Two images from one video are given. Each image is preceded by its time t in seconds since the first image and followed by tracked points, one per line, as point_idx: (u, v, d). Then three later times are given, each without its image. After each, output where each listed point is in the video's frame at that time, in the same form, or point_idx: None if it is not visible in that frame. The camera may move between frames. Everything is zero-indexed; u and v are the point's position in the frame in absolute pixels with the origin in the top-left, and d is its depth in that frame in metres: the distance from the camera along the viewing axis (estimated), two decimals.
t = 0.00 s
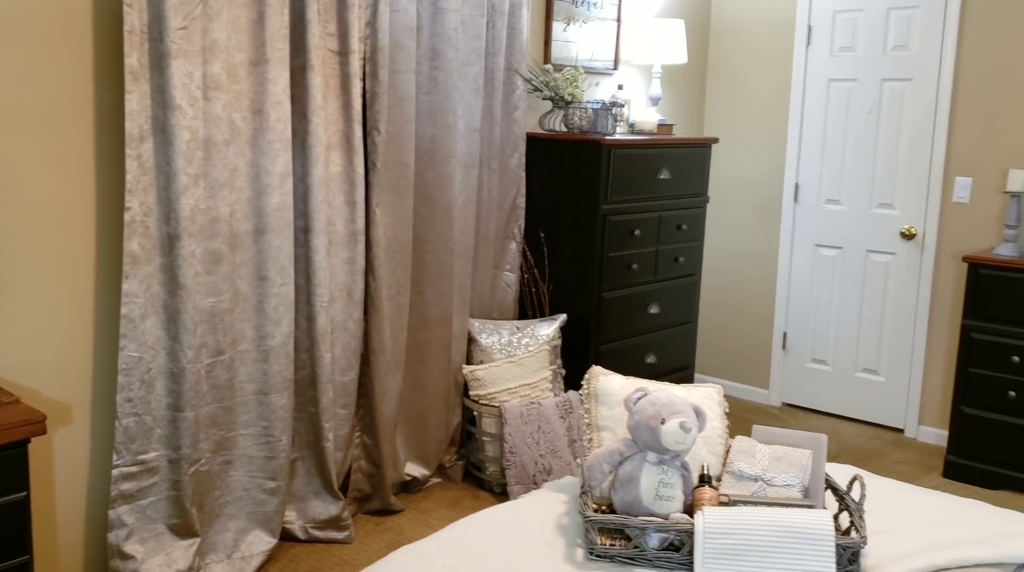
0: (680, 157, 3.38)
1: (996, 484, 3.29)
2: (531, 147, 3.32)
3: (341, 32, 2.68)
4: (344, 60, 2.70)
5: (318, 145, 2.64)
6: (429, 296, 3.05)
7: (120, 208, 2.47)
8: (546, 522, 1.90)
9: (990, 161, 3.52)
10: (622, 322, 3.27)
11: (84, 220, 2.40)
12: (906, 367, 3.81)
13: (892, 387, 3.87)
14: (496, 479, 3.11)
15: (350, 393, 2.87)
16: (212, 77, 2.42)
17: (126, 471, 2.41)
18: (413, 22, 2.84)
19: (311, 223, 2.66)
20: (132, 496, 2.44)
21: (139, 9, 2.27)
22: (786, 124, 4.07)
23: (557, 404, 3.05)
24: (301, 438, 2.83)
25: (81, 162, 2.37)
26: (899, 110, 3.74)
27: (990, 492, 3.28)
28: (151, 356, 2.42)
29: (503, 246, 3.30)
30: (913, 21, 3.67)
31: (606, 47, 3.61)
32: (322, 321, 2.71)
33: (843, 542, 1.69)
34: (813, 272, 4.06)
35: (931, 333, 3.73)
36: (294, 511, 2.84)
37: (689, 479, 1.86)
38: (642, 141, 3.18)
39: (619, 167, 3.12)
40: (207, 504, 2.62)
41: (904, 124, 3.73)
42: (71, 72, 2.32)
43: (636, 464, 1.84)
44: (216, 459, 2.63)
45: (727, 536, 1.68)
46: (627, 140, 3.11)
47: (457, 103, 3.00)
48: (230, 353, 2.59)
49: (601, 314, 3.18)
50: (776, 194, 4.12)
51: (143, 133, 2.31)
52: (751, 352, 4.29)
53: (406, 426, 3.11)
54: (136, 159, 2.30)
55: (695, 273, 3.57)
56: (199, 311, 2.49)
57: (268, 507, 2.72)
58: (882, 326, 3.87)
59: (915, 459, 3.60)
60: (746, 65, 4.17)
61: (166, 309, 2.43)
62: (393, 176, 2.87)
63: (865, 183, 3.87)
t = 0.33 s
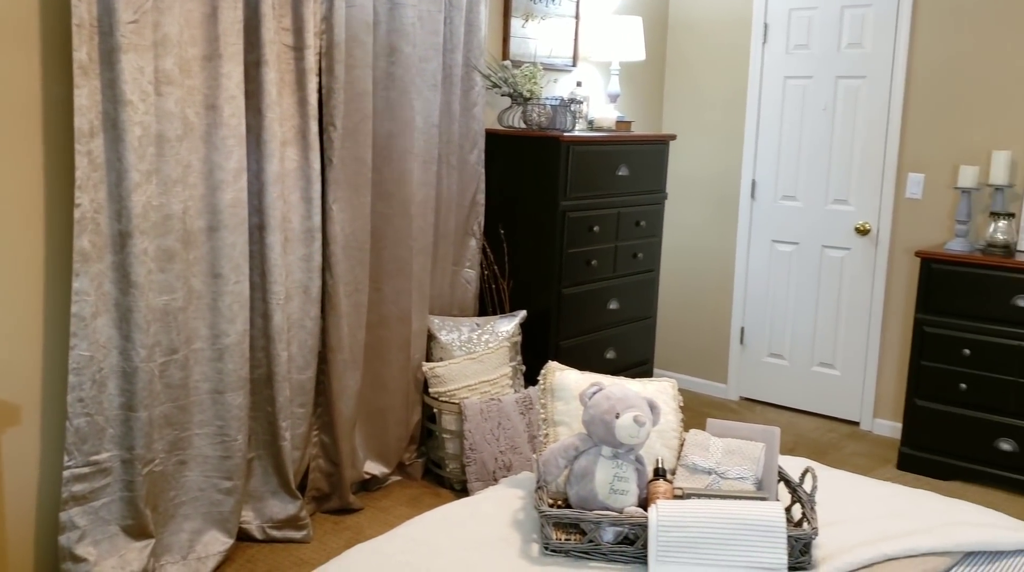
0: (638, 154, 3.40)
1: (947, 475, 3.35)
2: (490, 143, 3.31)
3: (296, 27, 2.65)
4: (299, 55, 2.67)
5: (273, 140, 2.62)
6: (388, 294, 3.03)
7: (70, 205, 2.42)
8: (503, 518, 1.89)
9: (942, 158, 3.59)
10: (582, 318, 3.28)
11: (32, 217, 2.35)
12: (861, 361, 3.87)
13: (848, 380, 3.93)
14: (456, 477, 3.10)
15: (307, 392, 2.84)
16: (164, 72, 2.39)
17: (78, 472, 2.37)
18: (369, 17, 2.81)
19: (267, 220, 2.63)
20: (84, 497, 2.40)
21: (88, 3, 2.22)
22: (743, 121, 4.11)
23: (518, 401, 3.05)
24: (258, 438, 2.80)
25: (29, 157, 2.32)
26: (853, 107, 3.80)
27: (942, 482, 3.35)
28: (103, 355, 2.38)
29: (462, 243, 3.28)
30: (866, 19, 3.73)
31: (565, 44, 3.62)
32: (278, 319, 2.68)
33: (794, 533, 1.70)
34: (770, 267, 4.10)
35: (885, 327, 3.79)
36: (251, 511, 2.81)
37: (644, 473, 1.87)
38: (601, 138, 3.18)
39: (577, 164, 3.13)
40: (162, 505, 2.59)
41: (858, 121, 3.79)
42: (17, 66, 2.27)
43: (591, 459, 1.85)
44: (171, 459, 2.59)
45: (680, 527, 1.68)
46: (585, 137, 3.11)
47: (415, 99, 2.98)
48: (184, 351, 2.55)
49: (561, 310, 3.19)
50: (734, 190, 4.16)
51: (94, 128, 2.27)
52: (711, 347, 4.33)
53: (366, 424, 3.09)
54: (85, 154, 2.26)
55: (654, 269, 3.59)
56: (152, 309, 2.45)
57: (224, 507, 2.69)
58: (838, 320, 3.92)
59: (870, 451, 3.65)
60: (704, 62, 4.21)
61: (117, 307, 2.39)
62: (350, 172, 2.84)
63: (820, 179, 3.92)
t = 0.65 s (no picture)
0: (598, 151, 3.41)
1: (903, 467, 3.41)
2: (450, 141, 3.31)
3: (252, 24, 2.63)
4: (255, 52, 2.65)
5: (229, 138, 2.59)
6: (348, 292, 3.01)
7: (19, 202, 2.38)
8: (461, 515, 1.89)
9: (896, 155, 3.66)
10: (543, 316, 3.29)
11: None
12: (819, 355, 3.93)
13: (806, 374, 3.98)
14: (418, 475, 3.09)
15: (266, 392, 2.82)
16: (116, 69, 2.35)
17: (31, 476, 2.33)
18: (326, 14, 2.79)
19: (223, 218, 2.60)
20: (37, 502, 2.36)
21: None
22: (701, 118, 4.14)
23: (480, 399, 3.05)
24: (216, 439, 2.77)
25: None
26: (809, 104, 3.85)
27: (897, 474, 3.41)
28: (56, 357, 2.34)
29: (423, 241, 3.28)
30: (821, 17, 3.78)
31: (525, 42, 3.63)
32: (235, 319, 2.65)
33: (749, 526, 1.71)
34: (729, 263, 4.14)
35: (842, 322, 3.85)
36: (210, 513, 2.79)
37: (601, 468, 1.88)
38: (561, 135, 3.20)
39: (538, 162, 3.13)
40: (118, 508, 2.55)
41: (814, 118, 3.84)
42: None
43: (549, 455, 1.85)
44: (127, 462, 2.55)
45: (634, 522, 1.69)
46: (545, 135, 3.12)
47: (374, 97, 2.97)
48: (140, 352, 2.52)
49: (522, 308, 3.20)
50: (693, 188, 4.20)
51: (44, 126, 2.23)
52: (672, 343, 4.37)
53: (326, 424, 3.07)
54: (36, 153, 2.21)
55: (615, 266, 3.62)
56: (106, 309, 2.41)
57: (182, 509, 2.66)
58: (796, 315, 3.98)
59: (828, 444, 3.71)
60: (664, 61, 4.23)
61: (70, 308, 2.35)
62: (308, 170, 2.82)
63: (778, 176, 3.97)
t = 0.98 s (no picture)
0: (565, 148, 3.42)
1: (866, 459, 3.46)
2: (416, 137, 3.30)
3: (214, 19, 2.60)
4: (217, 48, 2.63)
5: (191, 135, 2.57)
6: (313, 290, 2.99)
7: None
8: (426, 511, 1.89)
9: (858, 151, 3.70)
10: (511, 312, 3.29)
11: None
12: (783, 349, 3.98)
13: (771, 368, 4.03)
14: (385, 473, 3.08)
15: (231, 391, 2.80)
16: (75, 65, 2.32)
17: None
18: (290, 9, 2.77)
19: (185, 216, 2.58)
20: None
21: None
22: (667, 115, 4.17)
23: (447, 395, 3.05)
24: (181, 438, 2.75)
25: None
26: (772, 101, 3.89)
27: (860, 466, 3.46)
28: (16, 357, 2.30)
29: (390, 238, 3.27)
30: (784, 15, 3.82)
31: (491, 38, 3.63)
32: (198, 317, 2.63)
33: (709, 519, 1.73)
34: (695, 259, 4.17)
35: (806, 316, 3.89)
36: (174, 512, 2.76)
37: (565, 463, 1.90)
38: (527, 132, 3.20)
39: (504, 158, 3.13)
40: (80, 509, 2.52)
41: (778, 115, 3.88)
42: None
43: (513, 451, 1.86)
44: (89, 462, 2.53)
45: (596, 516, 1.70)
46: (512, 131, 3.12)
47: (339, 93, 2.95)
48: (102, 351, 2.49)
49: (490, 304, 3.20)
50: (660, 184, 4.23)
51: (1, 123, 2.19)
52: (639, 338, 4.40)
53: (292, 422, 3.05)
54: None
55: (582, 262, 3.63)
56: (66, 308, 2.38)
57: (146, 509, 2.64)
58: (761, 309, 4.02)
59: (792, 437, 3.75)
60: (630, 57, 4.26)
61: (30, 307, 2.32)
62: (272, 167, 2.80)
63: (743, 171, 4.00)
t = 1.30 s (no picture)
0: (534, 145, 3.43)
1: (832, 452, 3.50)
2: (385, 134, 3.29)
3: (178, 15, 2.58)
4: (182, 44, 2.60)
5: (155, 132, 2.54)
6: (281, 287, 2.97)
7: None
8: (392, 508, 1.89)
9: (823, 147, 3.75)
10: (481, 309, 3.29)
11: None
12: (751, 343, 4.01)
13: (739, 362, 4.06)
14: (355, 471, 3.07)
15: (198, 390, 2.78)
16: (36, 61, 2.28)
17: None
18: (255, 6, 2.75)
19: (150, 213, 2.55)
20: None
21: None
22: (636, 111, 4.19)
23: (417, 392, 3.05)
24: (147, 438, 2.72)
25: None
26: (739, 98, 3.92)
27: (827, 459, 3.50)
28: None
29: (359, 235, 3.26)
30: (751, 13, 3.85)
31: (460, 34, 3.62)
32: (164, 316, 2.61)
33: (674, 513, 1.75)
34: (664, 255, 4.20)
35: (773, 311, 3.93)
36: (141, 513, 2.74)
37: (532, 459, 1.89)
38: (496, 128, 3.20)
39: (473, 155, 3.13)
40: (44, 510, 2.49)
41: (745, 112, 3.91)
42: None
43: (480, 447, 1.86)
44: (53, 463, 2.50)
45: (562, 512, 1.71)
46: (481, 127, 3.12)
47: (306, 89, 2.93)
48: (65, 350, 2.46)
49: (460, 301, 3.20)
50: (629, 180, 4.25)
51: None
52: (610, 334, 4.42)
53: (261, 421, 3.04)
54: None
55: (552, 259, 3.64)
56: (29, 308, 2.35)
57: (112, 510, 2.61)
58: (729, 305, 4.05)
59: (760, 431, 3.79)
60: (599, 54, 4.27)
61: None
62: (239, 164, 2.78)
63: (711, 168, 4.03)
